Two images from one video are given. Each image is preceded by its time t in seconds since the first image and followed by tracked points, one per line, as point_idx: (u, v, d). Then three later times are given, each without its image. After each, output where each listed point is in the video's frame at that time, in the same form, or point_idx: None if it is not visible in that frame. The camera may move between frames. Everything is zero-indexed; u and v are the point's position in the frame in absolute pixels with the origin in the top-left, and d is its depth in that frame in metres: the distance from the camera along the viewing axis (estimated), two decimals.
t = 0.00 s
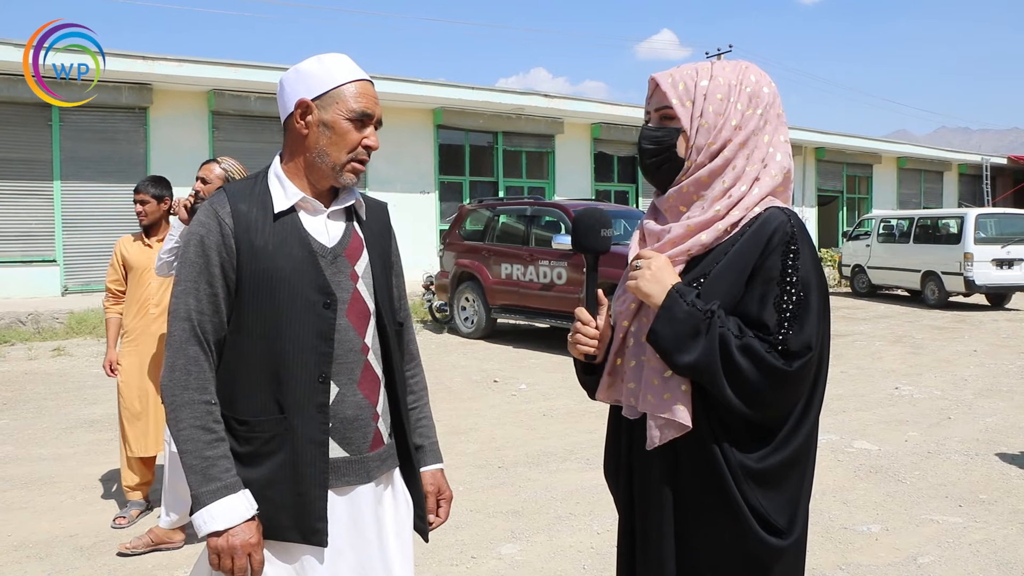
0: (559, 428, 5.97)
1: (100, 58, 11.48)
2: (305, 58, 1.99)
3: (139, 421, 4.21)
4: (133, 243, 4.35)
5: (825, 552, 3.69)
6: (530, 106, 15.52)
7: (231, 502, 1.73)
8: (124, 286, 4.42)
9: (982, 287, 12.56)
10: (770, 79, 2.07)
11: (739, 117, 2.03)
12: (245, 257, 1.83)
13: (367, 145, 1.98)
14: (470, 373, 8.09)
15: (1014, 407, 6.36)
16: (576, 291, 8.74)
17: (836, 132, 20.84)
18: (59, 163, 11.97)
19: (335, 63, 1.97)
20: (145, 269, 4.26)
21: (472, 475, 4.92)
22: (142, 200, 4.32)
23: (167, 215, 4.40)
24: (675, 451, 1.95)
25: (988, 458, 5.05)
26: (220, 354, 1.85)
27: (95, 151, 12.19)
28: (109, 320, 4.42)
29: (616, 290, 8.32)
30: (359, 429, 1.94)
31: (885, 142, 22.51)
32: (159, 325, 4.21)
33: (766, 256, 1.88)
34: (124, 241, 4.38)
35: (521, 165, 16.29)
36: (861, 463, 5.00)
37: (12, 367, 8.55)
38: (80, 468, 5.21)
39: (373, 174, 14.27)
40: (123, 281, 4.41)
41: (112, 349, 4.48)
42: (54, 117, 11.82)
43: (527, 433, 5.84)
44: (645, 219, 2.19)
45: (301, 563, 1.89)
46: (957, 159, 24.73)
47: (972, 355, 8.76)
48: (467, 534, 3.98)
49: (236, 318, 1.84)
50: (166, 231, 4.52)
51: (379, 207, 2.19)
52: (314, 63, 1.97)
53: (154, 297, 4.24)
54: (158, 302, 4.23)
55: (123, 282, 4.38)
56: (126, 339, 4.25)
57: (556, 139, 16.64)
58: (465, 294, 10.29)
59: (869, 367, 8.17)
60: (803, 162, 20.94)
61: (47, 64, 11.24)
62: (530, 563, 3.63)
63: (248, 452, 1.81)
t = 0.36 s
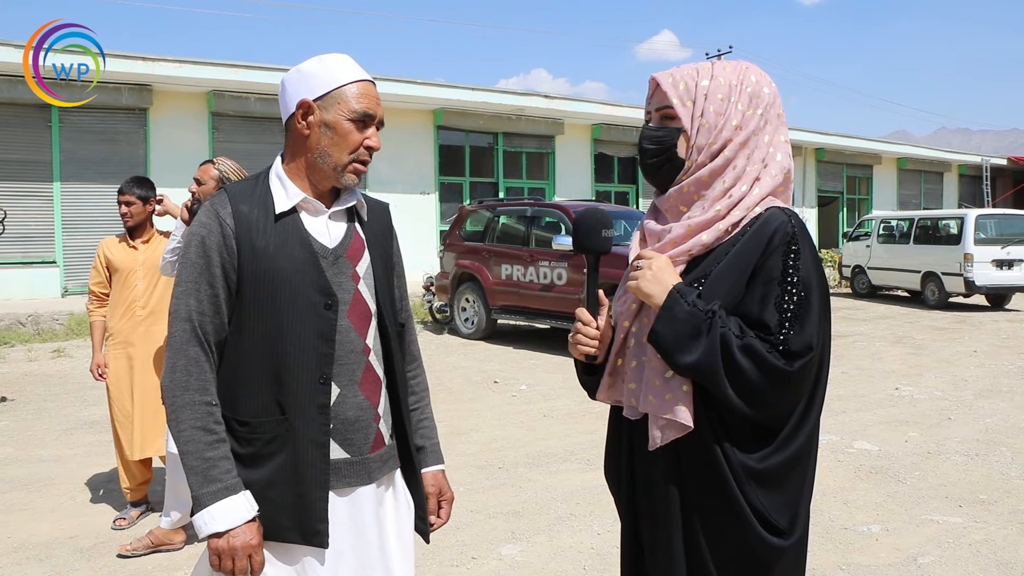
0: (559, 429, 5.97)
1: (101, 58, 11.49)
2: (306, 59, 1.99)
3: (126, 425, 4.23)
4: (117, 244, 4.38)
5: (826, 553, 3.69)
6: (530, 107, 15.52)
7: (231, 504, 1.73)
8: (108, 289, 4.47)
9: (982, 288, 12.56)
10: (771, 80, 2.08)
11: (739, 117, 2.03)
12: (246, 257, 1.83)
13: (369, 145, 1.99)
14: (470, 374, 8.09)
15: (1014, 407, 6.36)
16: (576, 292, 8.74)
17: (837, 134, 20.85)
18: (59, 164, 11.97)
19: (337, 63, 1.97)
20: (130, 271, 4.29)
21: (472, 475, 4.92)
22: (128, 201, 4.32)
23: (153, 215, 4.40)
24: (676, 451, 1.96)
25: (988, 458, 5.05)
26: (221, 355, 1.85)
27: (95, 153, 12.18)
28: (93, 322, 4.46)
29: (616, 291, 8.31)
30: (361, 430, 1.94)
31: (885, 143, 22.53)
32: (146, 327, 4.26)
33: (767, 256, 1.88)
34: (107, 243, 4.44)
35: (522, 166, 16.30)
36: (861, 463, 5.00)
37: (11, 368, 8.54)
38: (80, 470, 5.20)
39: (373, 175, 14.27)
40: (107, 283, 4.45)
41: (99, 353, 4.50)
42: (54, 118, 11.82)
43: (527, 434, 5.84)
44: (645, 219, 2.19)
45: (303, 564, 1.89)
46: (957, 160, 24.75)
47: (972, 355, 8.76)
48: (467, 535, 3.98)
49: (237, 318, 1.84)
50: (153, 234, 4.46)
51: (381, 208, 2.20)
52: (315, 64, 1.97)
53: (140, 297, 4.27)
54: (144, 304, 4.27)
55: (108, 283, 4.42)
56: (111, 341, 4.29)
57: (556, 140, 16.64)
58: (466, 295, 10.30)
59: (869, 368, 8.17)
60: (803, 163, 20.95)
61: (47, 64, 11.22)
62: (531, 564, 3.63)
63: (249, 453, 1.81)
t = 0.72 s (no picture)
0: (555, 429, 5.97)
1: (101, 59, 11.45)
2: (302, 58, 1.99)
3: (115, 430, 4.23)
4: (100, 247, 4.37)
5: (821, 552, 3.69)
6: (526, 107, 15.51)
7: (228, 505, 1.73)
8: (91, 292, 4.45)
9: (976, 287, 12.59)
10: (762, 79, 2.05)
11: (729, 119, 2.01)
12: (240, 258, 1.82)
13: (365, 146, 1.98)
14: (465, 374, 8.08)
15: (1009, 406, 6.37)
16: (572, 292, 8.74)
17: (832, 134, 20.90)
18: (53, 165, 11.92)
19: (331, 63, 1.96)
20: (115, 273, 4.28)
21: (468, 476, 4.92)
22: (110, 203, 4.29)
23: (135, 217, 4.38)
24: (674, 451, 1.96)
25: (983, 457, 5.06)
26: (216, 357, 1.85)
27: (89, 153, 12.13)
28: (77, 326, 4.43)
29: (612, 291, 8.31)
30: (356, 431, 1.93)
31: (880, 143, 22.59)
32: (134, 331, 4.26)
33: (764, 256, 1.88)
34: (89, 245, 4.41)
35: (517, 167, 16.30)
36: (857, 462, 5.01)
37: (5, 370, 8.50)
38: (74, 471, 5.18)
39: (369, 175, 14.25)
40: (90, 286, 4.43)
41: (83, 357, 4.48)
42: (48, 119, 11.77)
43: (523, 434, 5.84)
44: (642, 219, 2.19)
45: (300, 565, 1.88)
46: (952, 160, 24.83)
47: (967, 354, 8.79)
48: (463, 536, 3.97)
49: (231, 319, 1.83)
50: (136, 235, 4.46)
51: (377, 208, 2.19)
52: (311, 64, 1.96)
53: (126, 300, 4.27)
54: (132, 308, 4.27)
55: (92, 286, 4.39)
56: (96, 345, 4.28)
57: (551, 140, 16.65)
58: (461, 295, 10.30)
59: (864, 367, 8.19)
60: (798, 163, 20.98)
61: (46, 66, 11.19)
62: (527, 564, 3.63)
63: (244, 455, 1.81)
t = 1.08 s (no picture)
0: (553, 430, 5.97)
1: (101, 59, 11.43)
2: (298, 58, 1.98)
3: (108, 431, 4.22)
4: (92, 247, 4.38)
5: (820, 552, 3.69)
6: (524, 108, 15.52)
7: (225, 505, 1.72)
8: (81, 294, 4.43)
9: (974, 288, 12.60)
10: (746, 75, 2.00)
11: (708, 125, 2.00)
12: (238, 258, 1.81)
13: (362, 145, 1.98)
14: (463, 374, 8.07)
15: (1006, 407, 6.38)
16: (570, 293, 8.74)
17: (829, 134, 20.93)
18: (50, 165, 11.86)
19: (330, 62, 1.96)
20: (108, 276, 4.30)
21: (466, 476, 4.92)
22: (101, 203, 4.30)
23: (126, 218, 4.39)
24: (674, 453, 1.95)
25: (981, 457, 5.06)
26: (215, 357, 1.84)
27: (87, 153, 12.09)
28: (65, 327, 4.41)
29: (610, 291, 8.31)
30: (355, 431, 1.93)
31: (877, 143, 22.62)
32: (127, 332, 4.27)
33: (763, 258, 1.88)
34: (81, 246, 4.40)
35: (515, 167, 16.30)
36: (855, 462, 5.01)
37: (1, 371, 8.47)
38: (72, 472, 5.17)
39: (367, 176, 14.23)
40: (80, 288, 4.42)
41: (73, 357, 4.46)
42: (46, 119, 11.72)
43: (521, 435, 5.83)
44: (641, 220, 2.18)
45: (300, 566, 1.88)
46: (950, 161, 24.86)
47: (964, 355, 8.80)
48: (461, 536, 3.97)
49: (230, 319, 1.82)
50: (128, 234, 4.47)
51: (375, 207, 2.18)
52: (308, 63, 1.96)
53: (120, 302, 4.30)
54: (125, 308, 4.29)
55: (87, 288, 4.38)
56: (88, 344, 4.30)
57: (549, 140, 16.64)
58: (458, 296, 10.29)
59: (861, 368, 8.20)
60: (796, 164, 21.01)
61: (47, 66, 11.17)
62: (525, 564, 3.62)
63: (243, 455, 1.80)
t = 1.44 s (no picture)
0: (553, 428, 5.97)
1: (101, 59, 11.43)
2: (294, 57, 1.97)
3: (97, 430, 4.20)
4: (91, 248, 4.42)
5: (820, 551, 3.69)
6: (523, 106, 15.51)
7: (223, 504, 1.71)
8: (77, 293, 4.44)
9: (973, 286, 12.60)
10: (757, 72, 2.01)
11: (721, 117, 2.00)
12: (237, 256, 1.81)
13: (361, 142, 1.97)
14: (463, 373, 8.07)
15: (1006, 405, 6.38)
16: (569, 292, 8.73)
17: (829, 132, 20.93)
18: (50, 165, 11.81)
19: (327, 60, 1.95)
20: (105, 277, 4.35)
21: (466, 475, 4.91)
22: (102, 202, 4.30)
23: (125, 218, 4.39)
24: (675, 452, 1.95)
25: (980, 455, 5.07)
26: (214, 355, 1.84)
27: (86, 153, 12.05)
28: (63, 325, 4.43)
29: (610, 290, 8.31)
30: (354, 429, 1.92)
31: (877, 142, 22.63)
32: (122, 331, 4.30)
33: (765, 256, 1.87)
34: (80, 246, 4.45)
35: (514, 166, 16.29)
36: (855, 461, 5.01)
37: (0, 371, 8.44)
38: (71, 471, 5.16)
39: (366, 174, 14.22)
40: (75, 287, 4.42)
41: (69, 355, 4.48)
42: (45, 119, 11.67)
43: (520, 434, 5.83)
44: (641, 217, 2.18)
45: (299, 564, 1.87)
46: (949, 159, 24.87)
47: (964, 353, 8.80)
48: (461, 535, 3.97)
49: (229, 318, 1.82)
50: (124, 234, 4.49)
51: (374, 206, 2.18)
52: (304, 62, 1.95)
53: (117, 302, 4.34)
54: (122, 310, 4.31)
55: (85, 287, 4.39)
56: (89, 345, 4.29)
57: (548, 139, 16.63)
58: (458, 294, 10.28)
59: (861, 366, 8.20)
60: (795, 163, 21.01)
61: (47, 65, 11.16)
62: (525, 563, 3.62)
63: (242, 454, 1.80)
